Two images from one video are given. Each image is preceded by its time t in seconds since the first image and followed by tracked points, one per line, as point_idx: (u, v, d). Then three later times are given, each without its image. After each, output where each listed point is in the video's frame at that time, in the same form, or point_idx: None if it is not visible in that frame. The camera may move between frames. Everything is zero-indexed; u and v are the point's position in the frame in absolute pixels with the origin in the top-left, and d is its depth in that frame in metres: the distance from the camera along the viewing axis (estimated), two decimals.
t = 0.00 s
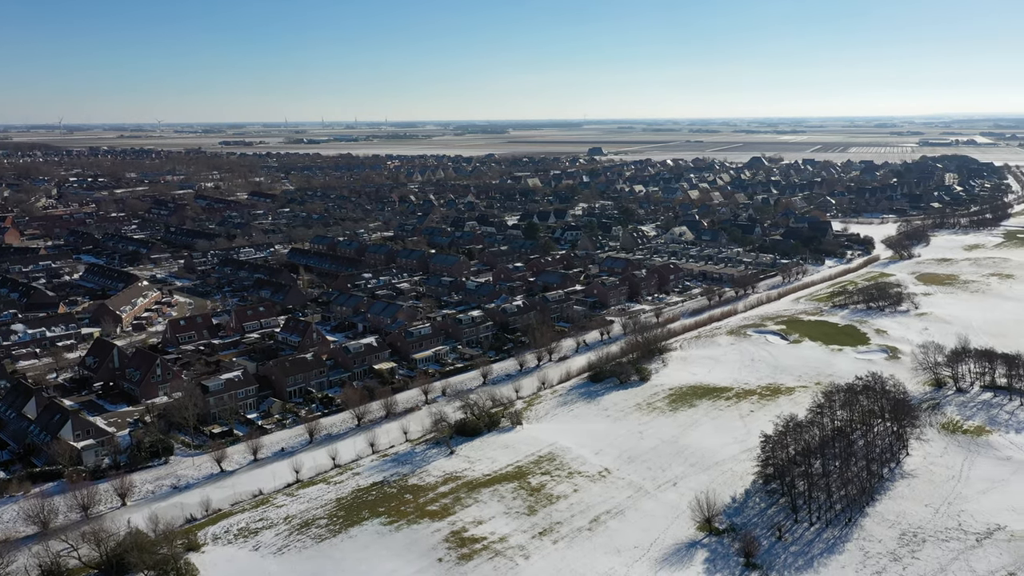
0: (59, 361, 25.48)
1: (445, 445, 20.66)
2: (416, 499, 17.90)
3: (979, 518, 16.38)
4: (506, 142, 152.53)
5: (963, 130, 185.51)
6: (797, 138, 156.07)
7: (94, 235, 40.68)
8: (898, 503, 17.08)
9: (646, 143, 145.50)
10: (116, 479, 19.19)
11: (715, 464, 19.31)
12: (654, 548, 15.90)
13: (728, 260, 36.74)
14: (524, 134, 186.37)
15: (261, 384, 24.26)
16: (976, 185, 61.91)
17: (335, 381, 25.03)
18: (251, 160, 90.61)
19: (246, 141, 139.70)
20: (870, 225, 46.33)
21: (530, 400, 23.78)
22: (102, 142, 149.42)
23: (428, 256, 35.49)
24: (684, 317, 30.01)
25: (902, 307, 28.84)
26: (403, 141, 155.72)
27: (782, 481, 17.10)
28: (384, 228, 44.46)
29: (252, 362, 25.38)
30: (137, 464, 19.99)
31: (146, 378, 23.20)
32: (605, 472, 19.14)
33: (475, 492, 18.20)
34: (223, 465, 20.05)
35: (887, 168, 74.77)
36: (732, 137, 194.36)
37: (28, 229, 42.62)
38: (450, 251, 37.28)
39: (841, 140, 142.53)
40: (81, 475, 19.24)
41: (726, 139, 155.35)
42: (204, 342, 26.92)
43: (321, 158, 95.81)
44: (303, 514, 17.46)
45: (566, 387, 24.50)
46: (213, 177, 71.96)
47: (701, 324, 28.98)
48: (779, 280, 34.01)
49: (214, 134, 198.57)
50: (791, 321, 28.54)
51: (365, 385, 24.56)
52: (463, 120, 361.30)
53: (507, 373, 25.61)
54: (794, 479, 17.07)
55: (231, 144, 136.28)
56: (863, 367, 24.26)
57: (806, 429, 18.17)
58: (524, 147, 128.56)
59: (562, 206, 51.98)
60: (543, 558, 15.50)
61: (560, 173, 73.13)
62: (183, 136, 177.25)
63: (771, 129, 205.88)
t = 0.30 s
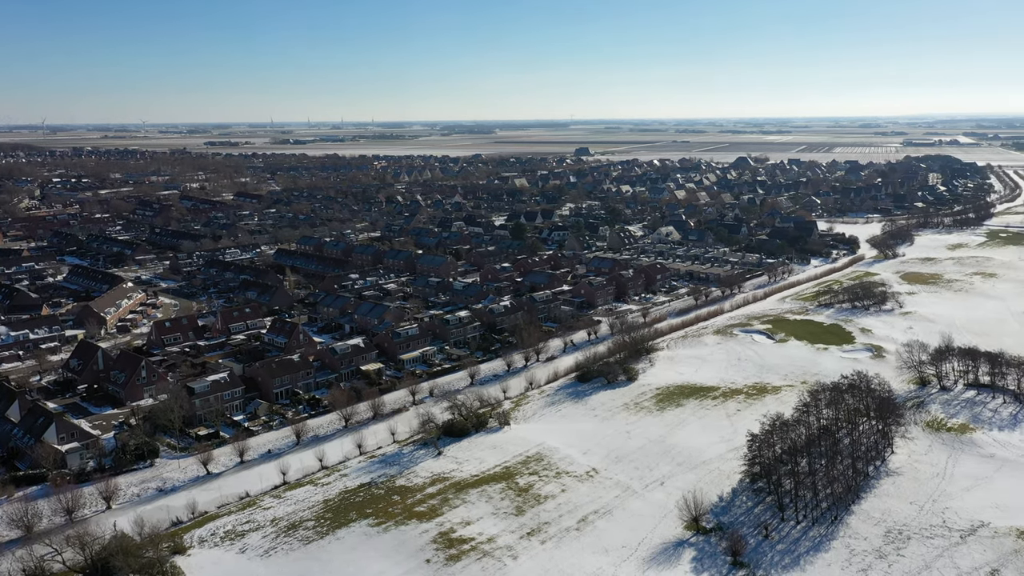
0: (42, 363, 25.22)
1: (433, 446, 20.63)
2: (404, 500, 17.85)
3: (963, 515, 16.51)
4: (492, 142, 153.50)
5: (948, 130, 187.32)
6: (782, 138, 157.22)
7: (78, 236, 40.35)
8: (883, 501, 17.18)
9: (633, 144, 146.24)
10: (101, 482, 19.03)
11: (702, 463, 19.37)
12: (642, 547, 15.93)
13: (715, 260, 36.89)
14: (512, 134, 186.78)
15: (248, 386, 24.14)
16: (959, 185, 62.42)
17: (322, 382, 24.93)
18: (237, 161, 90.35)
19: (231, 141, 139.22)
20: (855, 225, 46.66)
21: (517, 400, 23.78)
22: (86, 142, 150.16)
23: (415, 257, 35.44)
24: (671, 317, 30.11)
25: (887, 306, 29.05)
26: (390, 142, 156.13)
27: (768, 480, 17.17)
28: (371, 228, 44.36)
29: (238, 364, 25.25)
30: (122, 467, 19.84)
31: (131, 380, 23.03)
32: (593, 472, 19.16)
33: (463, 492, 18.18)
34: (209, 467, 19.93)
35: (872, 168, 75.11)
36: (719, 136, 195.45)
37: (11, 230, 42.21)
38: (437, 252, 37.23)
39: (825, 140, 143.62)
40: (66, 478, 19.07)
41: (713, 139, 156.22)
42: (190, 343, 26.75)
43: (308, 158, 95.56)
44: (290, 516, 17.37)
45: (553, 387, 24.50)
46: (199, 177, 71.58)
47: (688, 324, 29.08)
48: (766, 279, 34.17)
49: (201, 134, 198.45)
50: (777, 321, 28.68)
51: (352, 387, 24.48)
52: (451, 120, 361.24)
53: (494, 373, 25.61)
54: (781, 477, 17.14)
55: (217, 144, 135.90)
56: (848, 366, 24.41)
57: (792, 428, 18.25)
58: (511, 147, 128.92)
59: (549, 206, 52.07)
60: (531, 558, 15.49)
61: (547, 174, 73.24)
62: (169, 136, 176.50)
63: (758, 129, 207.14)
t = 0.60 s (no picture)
0: (26, 366, 24.98)
1: (420, 447, 20.59)
2: (391, 501, 17.79)
3: (948, 512, 16.63)
4: (478, 142, 154.23)
5: (932, 129, 189.15)
6: (768, 138, 158.17)
7: (61, 238, 40.00)
8: (869, 499, 17.29)
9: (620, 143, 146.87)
10: (85, 485, 18.87)
11: (690, 462, 19.43)
12: (630, 546, 15.95)
13: (701, 259, 37.00)
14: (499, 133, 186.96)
15: (234, 388, 24.00)
16: (942, 184, 62.93)
17: (309, 384, 24.82)
18: (222, 161, 89.98)
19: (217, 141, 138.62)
20: (840, 224, 46.97)
21: (505, 400, 23.77)
22: (70, 142, 149.74)
23: (402, 258, 35.37)
24: (658, 316, 30.18)
25: (872, 305, 29.26)
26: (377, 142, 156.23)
27: (756, 478, 17.23)
28: (357, 229, 44.25)
29: (224, 365, 25.10)
30: (107, 470, 19.67)
31: (116, 383, 22.85)
32: (581, 472, 19.17)
33: (451, 493, 18.14)
34: (195, 469, 19.80)
35: (856, 168, 75.43)
36: (708, 136, 196.39)
37: None
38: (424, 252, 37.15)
39: (810, 140, 144.49)
40: (49, 481, 18.88)
41: (700, 139, 157.02)
42: (175, 345, 26.58)
43: (295, 159, 95.24)
44: (277, 518, 17.28)
45: (541, 387, 24.50)
46: (183, 178, 71.13)
47: (675, 324, 29.16)
48: (752, 279, 34.33)
49: (188, 135, 197.99)
50: (763, 320, 28.80)
51: (339, 388, 24.39)
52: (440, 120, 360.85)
53: (482, 374, 25.59)
54: (767, 476, 17.20)
55: (202, 144, 135.34)
56: (834, 365, 24.55)
57: (779, 426, 18.31)
58: (497, 147, 129.07)
59: (535, 206, 52.10)
60: (519, 559, 15.48)
61: (534, 174, 73.29)
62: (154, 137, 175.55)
63: (744, 129, 208.32)
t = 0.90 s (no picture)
0: (8, 368, 24.73)
1: (408, 448, 20.54)
2: (379, 502, 17.74)
3: (932, 509, 16.75)
4: (465, 142, 154.44)
5: (915, 130, 191.07)
6: (753, 138, 159.19)
7: (44, 239, 39.65)
8: (855, 497, 17.40)
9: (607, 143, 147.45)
10: (69, 488, 18.71)
11: (677, 461, 19.49)
12: (618, 546, 15.97)
13: (687, 259, 37.14)
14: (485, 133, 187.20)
15: (220, 389, 23.87)
16: (926, 184, 63.48)
17: (296, 385, 24.71)
18: (208, 161, 89.56)
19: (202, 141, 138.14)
20: (825, 224, 47.27)
21: (492, 400, 23.77)
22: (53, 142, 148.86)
23: (389, 258, 35.31)
24: (645, 316, 30.26)
25: (857, 304, 29.45)
26: (365, 142, 156.15)
27: (742, 477, 17.28)
28: (344, 229, 44.13)
29: (210, 367, 24.96)
30: (92, 473, 19.52)
31: (100, 385, 22.66)
32: (568, 472, 19.19)
33: (439, 494, 18.11)
34: (181, 472, 19.68)
35: (840, 168, 75.89)
36: (694, 136, 197.44)
37: None
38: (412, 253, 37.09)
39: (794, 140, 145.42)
40: (33, 485, 18.71)
41: (676, 139, 158.77)
42: (161, 347, 26.41)
43: (281, 159, 94.89)
44: (264, 520, 17.20)
45: (528, 387, 24.51)
46: (168, 179, 70.71)
47: (662, 323, 29.24)
48: (738, 278, 34.48)
49: (175, 136, 197.28)
50: (749, 319, 28.93)
51: (326, 389, 24.31)
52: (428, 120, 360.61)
53: (469, 374, 25.57)
54: (754, 475, 17.25)
55: (187, 144, 134.84)
56: (819, 363, 24.69)
57: (765, 425, 18.37)
58: (484, 147, 129.30)
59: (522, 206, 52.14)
60: (507, 559, 15.47)
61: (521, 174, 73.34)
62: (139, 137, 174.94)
63: (731, 129, 209.48)
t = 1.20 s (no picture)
0: None
1: (396, 449, 20.49)
2: (367, 504, 17.68)
3: (917, 506, 16.87)
4: (451, 142, 155.26)
5: (900, 130, 192.96)
6: (739, 138, 160.10)
7: (27, 240, 39.27)
8: (840, 495, 17.50)
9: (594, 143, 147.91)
10: (54, 492, 18.54)
11: (664, 460, 19.53)
12: (606, 545, 15.98)
13: (674, 259, 37.24)
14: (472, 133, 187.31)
15: (206, 391, 23.72)
16: (910, 184, 63.99)
17: (283, 386, 24.61)
18: (193, 162, 89.08)
19: (186, 141, 137.43)
20: (811, 223, 47.55)
21: (480, 401, 23.75)
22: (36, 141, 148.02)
23: (376, 259, 35.24)
24: (632, 316, 30.33)
25: (842, 303, 29.65)
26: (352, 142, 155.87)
27: (729, 476, 17.34)
28: (330, 230, 44.00)
29: (196, 369, 24.80)
30: (76, 476, 19.34)
31: (84, 388, 22.47)
32: (556, 472, 19.20)
33: (427, 495, 18.07)
34: (167, 474, 19.54)
35: (825, 168, 76.26)
36: (682, 135, 198.40)
37: None
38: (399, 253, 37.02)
39: (780, 140, 146.22)
40: (17, 489, 18.52)
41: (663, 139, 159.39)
42: (146, 349, 26.22)
43: (268, 159, 94.48)
44: (251, 522, 17.10)
45: (516, 388, 24.50)
46: (152, 179, 70.23)
47: (649, 323, 29.32)
48: (724, 278, 34.62)
49: (163, 136, 196.33)
50: (736, 318, 29.05)
51: (313, 390, 24.20)
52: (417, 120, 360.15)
53: (457, 374, 25.54)
54: (741, 474, 17.31)
55: (172, 145, 134.12)
56: (805, 362, 24.81)
57: (752, 424, 18.43)
58: (470, 147, 129.47)
59: (509, 206, 52.14)
60: (495, 560, 15.45)
61: (508, 174, 73.34)
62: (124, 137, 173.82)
63: (717, 129, 210.61)
